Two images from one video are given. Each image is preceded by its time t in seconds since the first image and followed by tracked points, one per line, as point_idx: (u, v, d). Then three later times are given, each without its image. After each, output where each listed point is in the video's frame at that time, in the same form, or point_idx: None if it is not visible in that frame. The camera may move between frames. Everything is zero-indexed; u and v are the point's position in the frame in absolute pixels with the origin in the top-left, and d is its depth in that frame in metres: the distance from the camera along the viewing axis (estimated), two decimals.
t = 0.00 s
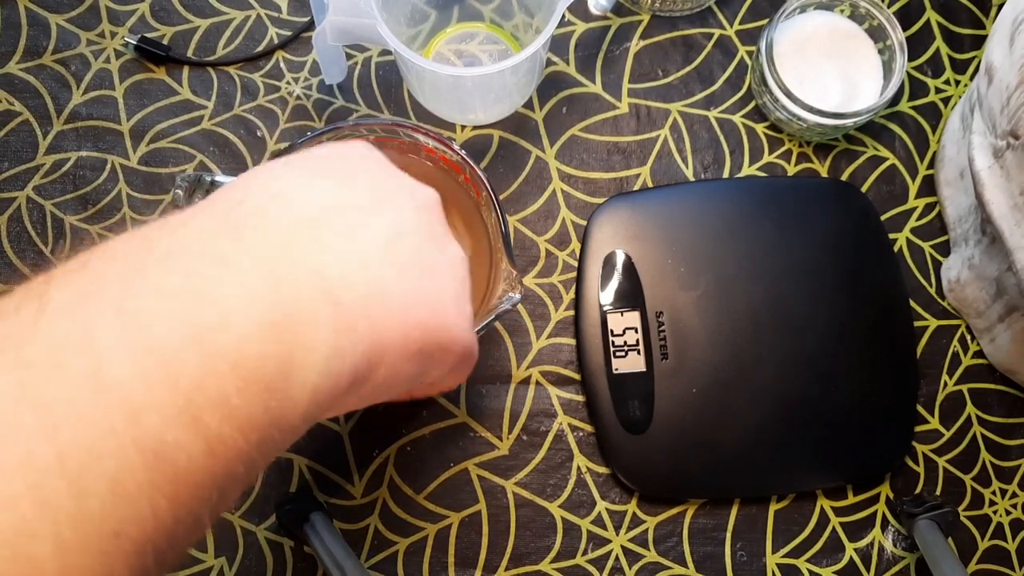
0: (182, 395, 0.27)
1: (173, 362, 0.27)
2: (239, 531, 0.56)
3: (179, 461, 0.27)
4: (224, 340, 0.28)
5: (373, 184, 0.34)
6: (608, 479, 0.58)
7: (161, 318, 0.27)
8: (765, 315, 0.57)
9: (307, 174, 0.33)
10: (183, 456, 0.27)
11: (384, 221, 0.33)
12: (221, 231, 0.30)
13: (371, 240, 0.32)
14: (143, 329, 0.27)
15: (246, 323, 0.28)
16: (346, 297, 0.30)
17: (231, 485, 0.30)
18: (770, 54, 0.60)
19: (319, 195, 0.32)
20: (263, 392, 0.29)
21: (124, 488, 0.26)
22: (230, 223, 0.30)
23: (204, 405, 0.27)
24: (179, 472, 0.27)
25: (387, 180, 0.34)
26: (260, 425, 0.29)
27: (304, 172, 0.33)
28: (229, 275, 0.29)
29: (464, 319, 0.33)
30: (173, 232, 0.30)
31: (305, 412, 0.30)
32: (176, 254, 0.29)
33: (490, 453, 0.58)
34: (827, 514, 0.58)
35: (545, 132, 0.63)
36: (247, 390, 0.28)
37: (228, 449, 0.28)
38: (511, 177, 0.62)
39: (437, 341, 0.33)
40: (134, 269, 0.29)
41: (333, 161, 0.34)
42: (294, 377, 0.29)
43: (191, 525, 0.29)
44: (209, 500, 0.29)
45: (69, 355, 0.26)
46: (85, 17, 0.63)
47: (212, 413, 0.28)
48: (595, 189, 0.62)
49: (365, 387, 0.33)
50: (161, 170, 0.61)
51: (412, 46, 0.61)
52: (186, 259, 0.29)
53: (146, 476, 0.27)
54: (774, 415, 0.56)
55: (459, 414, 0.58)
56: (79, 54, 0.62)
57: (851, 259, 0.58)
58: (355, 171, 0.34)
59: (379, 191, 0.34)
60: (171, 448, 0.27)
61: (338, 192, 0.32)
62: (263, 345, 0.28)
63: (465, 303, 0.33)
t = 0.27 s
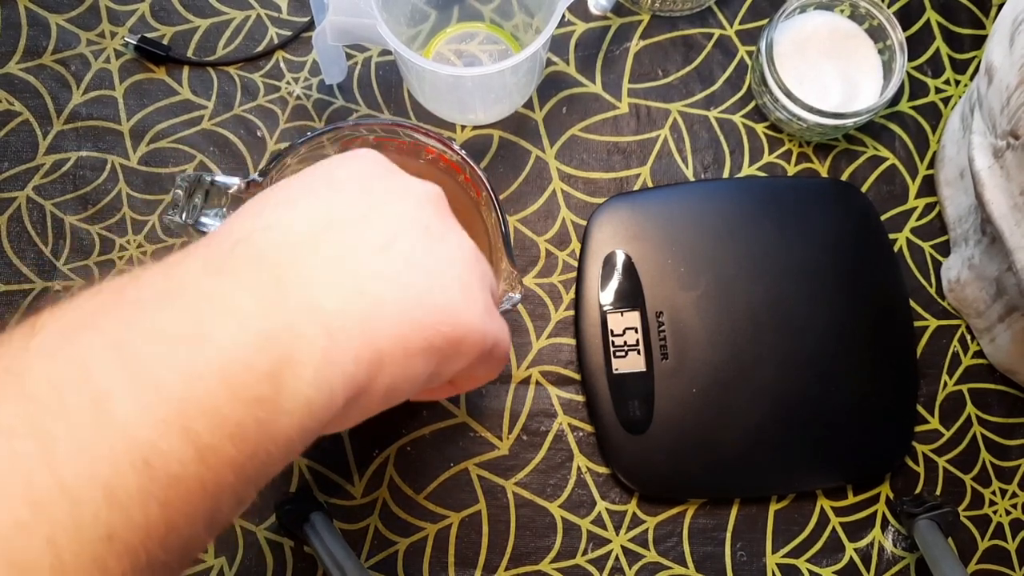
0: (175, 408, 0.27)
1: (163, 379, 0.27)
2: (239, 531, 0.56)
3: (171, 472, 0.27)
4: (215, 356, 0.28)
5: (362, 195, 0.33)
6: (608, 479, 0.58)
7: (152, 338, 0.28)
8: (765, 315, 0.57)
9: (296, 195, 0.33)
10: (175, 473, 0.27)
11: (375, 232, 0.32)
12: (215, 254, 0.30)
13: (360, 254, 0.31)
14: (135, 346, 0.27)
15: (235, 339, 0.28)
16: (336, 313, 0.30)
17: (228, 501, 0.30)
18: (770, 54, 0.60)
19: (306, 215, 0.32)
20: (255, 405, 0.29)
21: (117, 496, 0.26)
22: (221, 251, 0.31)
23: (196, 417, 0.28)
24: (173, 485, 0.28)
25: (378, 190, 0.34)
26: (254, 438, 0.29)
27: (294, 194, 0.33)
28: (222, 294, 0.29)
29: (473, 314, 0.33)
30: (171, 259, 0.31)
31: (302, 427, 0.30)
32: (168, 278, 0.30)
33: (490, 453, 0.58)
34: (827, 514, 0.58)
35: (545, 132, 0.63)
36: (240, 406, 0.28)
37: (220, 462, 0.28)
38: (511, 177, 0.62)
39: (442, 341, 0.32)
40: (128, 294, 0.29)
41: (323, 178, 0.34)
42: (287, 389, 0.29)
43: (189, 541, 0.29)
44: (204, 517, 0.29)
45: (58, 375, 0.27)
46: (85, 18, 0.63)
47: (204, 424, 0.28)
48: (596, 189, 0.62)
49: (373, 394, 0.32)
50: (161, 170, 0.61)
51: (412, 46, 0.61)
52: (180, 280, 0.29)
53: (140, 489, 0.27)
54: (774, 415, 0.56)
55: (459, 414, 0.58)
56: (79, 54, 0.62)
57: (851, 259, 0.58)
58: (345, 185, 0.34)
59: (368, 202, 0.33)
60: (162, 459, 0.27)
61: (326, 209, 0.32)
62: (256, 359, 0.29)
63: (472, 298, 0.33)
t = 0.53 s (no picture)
0: (197, 408, 0.28)
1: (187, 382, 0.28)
2: (239, 531, 0.56)
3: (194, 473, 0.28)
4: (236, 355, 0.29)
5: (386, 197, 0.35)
6: (608, 479, 0.58)
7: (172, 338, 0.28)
8: (766, 316, 0.57)
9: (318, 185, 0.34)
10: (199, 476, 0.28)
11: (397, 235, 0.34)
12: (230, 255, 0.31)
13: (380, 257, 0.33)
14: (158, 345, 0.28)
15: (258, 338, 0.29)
16: (357, 307, 0.32)
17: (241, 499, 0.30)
18: (770, 54, 0.60)
19: (331, 208, 0.33)
20: (271, 404, 0.29)
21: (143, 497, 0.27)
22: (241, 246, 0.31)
23: (219, 419, 0.28)
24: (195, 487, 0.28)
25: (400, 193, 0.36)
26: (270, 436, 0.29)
27: (317, 182, 0.34)
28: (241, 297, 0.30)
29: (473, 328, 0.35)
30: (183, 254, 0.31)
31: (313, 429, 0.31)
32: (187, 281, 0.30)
33: (490, 453, 0.58)
34: (826, 514, 0.58)
35: (545, 132, 0.63)
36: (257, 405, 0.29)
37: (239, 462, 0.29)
38: (511, 177, 0.62)
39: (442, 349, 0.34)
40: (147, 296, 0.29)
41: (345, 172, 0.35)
42: (298, 389, 0.30)
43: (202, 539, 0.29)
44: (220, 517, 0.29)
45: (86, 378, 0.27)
46: (85, 18, 0.63)
47: (226, 426, 0.28)
48: (595, 189, 0.62)
49: (372, 392, 0.34)
50: (161, 170, 0.61)
51: (412, 46, 0.61)
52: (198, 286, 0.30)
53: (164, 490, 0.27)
54: (774, 415, 0.56)
55: (459, 414, 0.58)
56: (79, 54, 0.62)
57: (851, 259, 0.58)
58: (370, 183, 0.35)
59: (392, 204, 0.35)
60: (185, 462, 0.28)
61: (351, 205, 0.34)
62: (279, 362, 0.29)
63: (473, 312, 0.35)
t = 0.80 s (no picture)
0: (189, 402, 0.27)
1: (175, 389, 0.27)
2: (239, 531, 0.56)
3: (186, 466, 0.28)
4: (231, 346, 0.28)
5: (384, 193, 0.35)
6: (608, 479, 0.58)
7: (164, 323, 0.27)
8: (766, 316, 0.57)
9: (312, 180, 0.34)
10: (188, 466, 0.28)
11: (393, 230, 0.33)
12: (224, 246, 0.30)
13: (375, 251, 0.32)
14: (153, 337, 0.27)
15: (254, 330, 0.29)
16: (349, 303, 0.31)
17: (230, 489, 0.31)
18: (770, 54, 0.60)
19: (326, 202, 0.33)
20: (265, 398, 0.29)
21: (138, 491, 0.26)
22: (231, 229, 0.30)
23: (211, 411, 0.28)
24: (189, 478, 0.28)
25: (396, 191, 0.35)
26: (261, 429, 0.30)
27: (312, 178, 0.34)
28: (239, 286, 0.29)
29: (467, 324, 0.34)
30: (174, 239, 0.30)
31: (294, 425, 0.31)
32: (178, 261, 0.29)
33: (490, 453, 0.58)
34: (827, 514, 0.58)
35: (545, 132, 0.63)
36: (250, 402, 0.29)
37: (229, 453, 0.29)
38: (511, 177, 0.62)
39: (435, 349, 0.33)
40: (135, 276, 0.28)
41: (341, 168, 0.35)
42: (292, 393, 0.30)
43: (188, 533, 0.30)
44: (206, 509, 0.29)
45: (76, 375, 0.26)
46: (85, 18, 0.63)
47: (218, 421, 0.28)
48: (596, 189, 0.62)
49: (364, 387, 0.33)
50: (161, 170, 0.61)
51: (413, 46, 0.61)
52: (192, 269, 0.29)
53: (156, 481, 0.27)
54: (774, 415, 0.56)
55: (459, 414, 0.58)
56: (79, 54, 0.62)
57: (851, 259, 0.58)
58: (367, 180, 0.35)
59: (388, 200, 0.34)
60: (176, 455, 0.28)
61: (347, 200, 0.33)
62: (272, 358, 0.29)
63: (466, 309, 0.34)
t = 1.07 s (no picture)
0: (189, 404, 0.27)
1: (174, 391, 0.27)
2: (239, 531, 0.56)
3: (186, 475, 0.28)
4: (233, 351, 0.28)
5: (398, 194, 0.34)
6: (608, 479, 0.58)
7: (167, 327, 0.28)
8: (766, 316, 0.57)
9: (325, 184, 0.33)
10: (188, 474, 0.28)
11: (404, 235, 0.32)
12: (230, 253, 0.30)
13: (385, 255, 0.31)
14: (154, 338, 0.27)
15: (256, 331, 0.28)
16: (360, 309, 0.30)
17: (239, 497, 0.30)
18: (770, 54, 0.60)
19: (337, 206, 0.32)
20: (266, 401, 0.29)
21: (141, 497, 0.27)
22: (239, 237, 0.30)
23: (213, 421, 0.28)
24: (192, 485, 0.28)
25: (411, 192, 0.34)
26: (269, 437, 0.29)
27: (326, 180, 0.33)
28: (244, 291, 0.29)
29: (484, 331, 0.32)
30: (182, 246, 0.30)
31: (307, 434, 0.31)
32: (184, 269, 0.29)
33: (490, 453, 0.58)
34: (826, 514, 0.58)
35: (545, 132, 0.63)
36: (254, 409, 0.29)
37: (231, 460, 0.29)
38: (511, 177, 0.62)
39: (452, 355, 0.32)
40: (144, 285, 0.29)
41: (357, 170, 0.34)
42: (296, 399, 0.29)
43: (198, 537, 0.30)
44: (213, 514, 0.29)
45: (74, 376, 0.26)
46: (85, 18, 0.63)
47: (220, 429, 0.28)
48: (595, 189, 0.62)
49: (377, 399, 0.32)
50: (161, 170, 0.61)
51: (413, 46, 0.61)
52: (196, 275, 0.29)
53: (158, 485, 0.27)
54: (774, 415, 0.56)
55: (458, 414, 0.58)
56: (79, 54, 0.62)
57: (851, 259, 0.58)
58: (382, 181, 0.34)
59: (402, 203, 0.33)
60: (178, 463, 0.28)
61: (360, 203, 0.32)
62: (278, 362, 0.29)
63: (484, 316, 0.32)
